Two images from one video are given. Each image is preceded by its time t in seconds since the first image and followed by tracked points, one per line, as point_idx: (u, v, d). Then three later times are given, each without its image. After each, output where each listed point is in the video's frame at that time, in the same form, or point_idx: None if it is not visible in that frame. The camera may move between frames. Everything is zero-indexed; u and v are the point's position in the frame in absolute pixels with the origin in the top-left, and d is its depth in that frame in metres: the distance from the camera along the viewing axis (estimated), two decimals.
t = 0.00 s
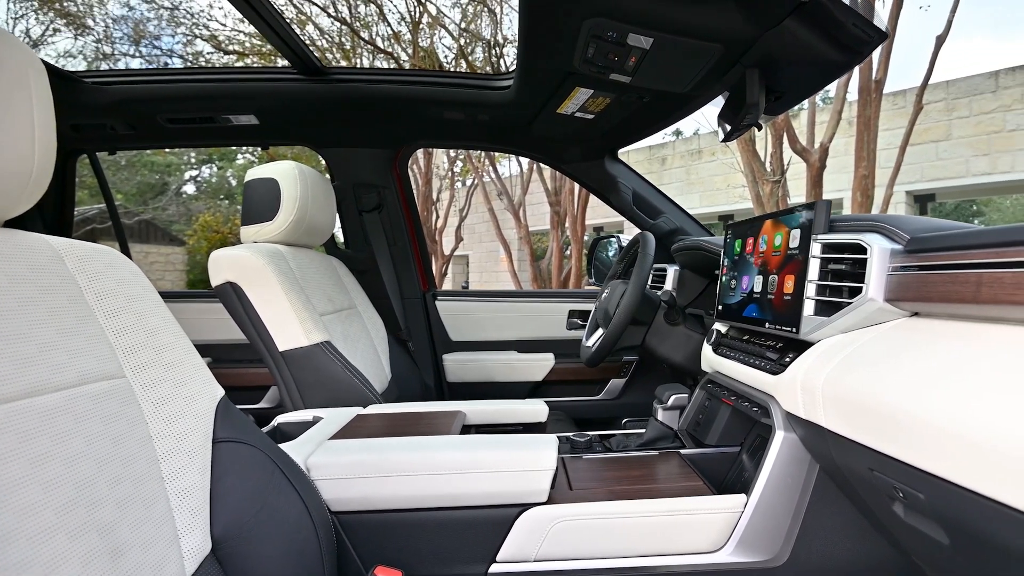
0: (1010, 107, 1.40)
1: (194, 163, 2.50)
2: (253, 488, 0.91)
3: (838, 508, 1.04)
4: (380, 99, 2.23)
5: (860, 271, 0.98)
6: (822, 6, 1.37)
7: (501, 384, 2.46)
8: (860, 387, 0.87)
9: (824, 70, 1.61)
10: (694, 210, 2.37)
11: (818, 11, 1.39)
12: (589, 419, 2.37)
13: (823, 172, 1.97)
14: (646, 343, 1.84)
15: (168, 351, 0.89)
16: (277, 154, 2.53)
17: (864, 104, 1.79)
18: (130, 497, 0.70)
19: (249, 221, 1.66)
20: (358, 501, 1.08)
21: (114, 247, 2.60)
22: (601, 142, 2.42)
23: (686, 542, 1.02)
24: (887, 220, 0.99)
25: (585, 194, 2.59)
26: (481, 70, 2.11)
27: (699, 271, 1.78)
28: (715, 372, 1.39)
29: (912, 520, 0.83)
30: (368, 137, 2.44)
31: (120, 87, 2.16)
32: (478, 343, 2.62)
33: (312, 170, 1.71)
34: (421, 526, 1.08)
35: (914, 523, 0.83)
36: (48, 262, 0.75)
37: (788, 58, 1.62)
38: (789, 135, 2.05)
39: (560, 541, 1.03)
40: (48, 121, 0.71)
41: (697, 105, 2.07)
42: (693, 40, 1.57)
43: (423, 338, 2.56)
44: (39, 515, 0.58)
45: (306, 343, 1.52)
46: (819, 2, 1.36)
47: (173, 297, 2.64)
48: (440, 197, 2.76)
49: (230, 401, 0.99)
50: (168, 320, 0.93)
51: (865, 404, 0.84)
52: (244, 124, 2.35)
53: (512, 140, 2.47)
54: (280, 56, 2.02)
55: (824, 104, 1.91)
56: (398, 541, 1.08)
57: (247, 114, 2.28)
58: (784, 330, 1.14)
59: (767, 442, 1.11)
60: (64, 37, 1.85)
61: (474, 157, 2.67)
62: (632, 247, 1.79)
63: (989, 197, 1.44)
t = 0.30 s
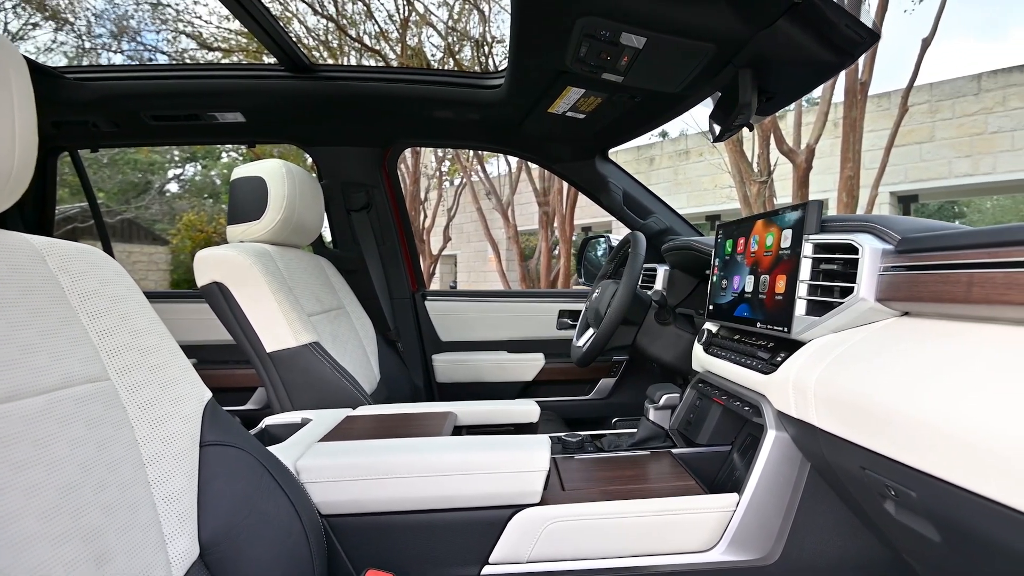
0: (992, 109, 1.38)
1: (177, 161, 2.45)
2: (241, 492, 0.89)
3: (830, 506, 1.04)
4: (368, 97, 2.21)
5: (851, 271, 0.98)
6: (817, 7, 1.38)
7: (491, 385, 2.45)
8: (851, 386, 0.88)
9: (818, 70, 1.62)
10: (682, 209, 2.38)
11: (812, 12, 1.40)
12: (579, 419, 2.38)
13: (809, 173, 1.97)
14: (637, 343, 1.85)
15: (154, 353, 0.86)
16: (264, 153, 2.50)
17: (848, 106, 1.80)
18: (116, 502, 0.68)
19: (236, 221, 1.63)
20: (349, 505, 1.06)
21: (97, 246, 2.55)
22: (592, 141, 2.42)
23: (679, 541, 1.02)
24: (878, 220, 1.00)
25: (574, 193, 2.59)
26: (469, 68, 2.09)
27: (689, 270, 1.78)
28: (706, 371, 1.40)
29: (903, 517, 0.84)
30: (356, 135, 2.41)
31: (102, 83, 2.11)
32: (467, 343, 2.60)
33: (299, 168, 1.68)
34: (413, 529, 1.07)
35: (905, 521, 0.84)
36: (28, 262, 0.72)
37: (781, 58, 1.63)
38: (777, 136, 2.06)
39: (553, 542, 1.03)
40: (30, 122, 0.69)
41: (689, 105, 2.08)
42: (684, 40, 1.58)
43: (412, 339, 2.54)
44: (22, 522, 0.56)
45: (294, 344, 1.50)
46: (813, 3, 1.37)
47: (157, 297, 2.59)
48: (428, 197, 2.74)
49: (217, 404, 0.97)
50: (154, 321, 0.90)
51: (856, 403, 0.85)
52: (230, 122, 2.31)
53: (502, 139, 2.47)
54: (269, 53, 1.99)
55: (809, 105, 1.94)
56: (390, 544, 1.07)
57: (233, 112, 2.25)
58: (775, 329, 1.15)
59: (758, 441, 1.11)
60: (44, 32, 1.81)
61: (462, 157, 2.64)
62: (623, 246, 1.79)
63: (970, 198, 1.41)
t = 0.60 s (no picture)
0: (975, 111, 1.37)
1: (160, 159, 2.41)
2: (230, 495, 0.87)
3: (822, 505, 1.05)
4: (355, 95, 2.19)
5: (843, 271, 0.99)
6: (808, 8, 1.40)
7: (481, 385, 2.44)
8: (843, 385, 0.88)
9: (809, 72, 1.65)
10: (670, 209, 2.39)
11: (804, 12, 1.42)
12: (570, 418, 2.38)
13: (796, 173, 1.97)
14: (628, 343, 1.82)
15: (140, 354, 0.84)
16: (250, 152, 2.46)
17: (835, 107, 1.81)
18: (103, 507, 0.66)
19: (223, 220, 1.61)
20: (341, 507, 1.05)
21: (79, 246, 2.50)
22: (582, 140, 2.42)
23: (673, 541, 1.02)
24: (868, 221, 1.01)
25: (563, 192, 2.59)
26: (457, 66, 2.12)
27: (679, 270, 1.79)
28: (697, 371, 1.41)
29: (895, 515, 0.84)
30: (345, 134, 2.39)
31: (85, 79, 2.07)
32: (457, 343, 2.59)
33: (287, 167, 1.66)
34: (406, 531, 1.06)
35: (897, 518, 0.85)
36: (11, 260, 0.70)
37: (771, 62, 1.66)
38: (764, 137, 2.08)
39: (547, 543, 1.03)
40: (13, 122, 0.71)
41: (680, 104, 2.09)
42: (676, 40, 1.58)
43: (401, 339, 2.52)
44: (6, 528, 0.55)
45: (282, 345, 1.47)
46: (805, 4, 1.39)
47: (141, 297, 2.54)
48: (416, 196, 2.71)
49: (205, 406, 0.95)
50: (140, 322, 0.88)
51: (849, 401, 0.86)
52: (216, 119, 2.28)
53: (491, 139, 2.46)
54: (256, 50, 1.97)
55: (797, 107, 1.98)
56: (382, 547, 1.06)
57: (219, 109, 2.22)
58: (767, 329, 1.15)
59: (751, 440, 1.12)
60: (23, 27, 1.76)
61: (450, 156, 2.62)
62: (615, 246, 1.79)
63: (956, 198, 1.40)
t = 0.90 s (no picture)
0: (959, 112, 1.39)
1: (143, 157, 2.37)
2: (221, 499, 0.85)
3: (814, 503, 1.06)
4: (343, 94, 2.17)
5: (833, 271, 1.00)
6: (797, 11, 1.42)
7: (471, 385, 2.43)
8: (835, 384, 0.89)
9: (790, 73, 1.67)
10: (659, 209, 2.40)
11: (793, 16, 1.45)
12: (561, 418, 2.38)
13: (784, 174, 1.96)
14: (620, 341, 1.85)
15: (127, 355, 0.82)
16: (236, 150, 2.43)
17: (822, 109, 1.82)
18: (90, 512, 0.65)
19: (209, 219, 1.58)
20: (332, 510, 1.04)
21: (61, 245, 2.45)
22: (573, 140, 2.42)
23: (667, 540, 1.02)
24: (857, 221, 1.01)
25: (552, 190, 2.59)
26: (445, 66, 2.09)
27: (670, 270, 1.80)
28: (689, 370, 1.41)
29: (887, 513, 0.85)
30: (333, 133, 2.37)
31: (66, 77, 2.04)
32: (447, 343, 2.58)
33: (275, 166, 1.63)
34: (399, 534, 1.05)
35: (889, 516, 0.85)
36: None
37: (761, 63, 1.67)
38: (751, 138, 2.06)
39: (541, 544, 1.02)
40: None
41: (671, 106, 2.09)
42: (667, 41, 1.59)
43: (391, 339, 2.50)
44: None
45: (271, 345, 1.44)
46: (794, 8, 1.42)
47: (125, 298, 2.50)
48: (404, 195, 2.69)
49: (194, 408, 0.93)
50: (127, 323, 0.86)
51: (840, 400, 0.86)
52: (203, 118, 2.24)
53: (482, 138, 2.45)
54: (241, 47, 1.94)
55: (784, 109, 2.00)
56: (374, 550, 1.05)
57: (206, 108, 2.18)
58: (758, 328, 1.16)
59: (743, 439, 1.13)
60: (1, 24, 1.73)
61: (438, 154, 2.59)
62: (606, 246, 1.79)
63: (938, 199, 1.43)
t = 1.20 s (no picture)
0: (943, 115, 1.41)
1: (124, 155, 2.33)
2: (212, 502, 0.84)
3: (807, 501, 1.07)
4: (330, 92, 2.14)
5: (824, 271, 1.01)
6: (787, 17, 1.45)
7: (462, 385, 2.42)
8: (827, 382, 0.90)
9: (781, 76, 1.70)
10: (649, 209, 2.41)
11: (783, 20, 1.46)
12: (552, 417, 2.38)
13: (771, 175, 1.99)
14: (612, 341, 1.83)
15: (117, 356, 0.81)
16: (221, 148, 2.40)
17: (809, 110, 1.83)
18: (79, 517, 0.64)
19: (196, 218, 1.55)
20: (324, 512, 1.02)
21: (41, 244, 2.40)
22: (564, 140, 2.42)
23: (662, 539, 1.02)
24: (848, 222, 1.02)
25: (541, 190, 2.59)
26: (433, 65, 2.07)
27: (661, 270, 1.81)
28: (681, 370, 1.42)
29: (879, 510, 0.86)
30: (322, 132, 2.35)
31: (46, 74, 1.99)
32: (437, 343, 2.57)
33: (263, 165, 1.61)
34: (392, 536, 1.03)
35: (881, 513, 0.86)
36: None
37: (752, 67, 1.72)
38: (740, 139, 2.08)
39: (536, 545, 1.02)
40: None
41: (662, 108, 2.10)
42: (658, 43, 1.59)
43: (381, 340, 2.48)
44: None
45: (260, 346, 1.42)
46: (784, 13, 1.45)
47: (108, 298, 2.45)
48: (391, 194, 2.66)
49: (185, 409, 0.91)
50: (116, 323, 0.84)
51: (833, 399, 0.87)
52: (191, 116, 2.21)
53: (471, 138, 2.44)
54: (225, 44, 1.91)
55: (772, 109, 1.99)
56: (367, 552, 1.03)
57: (193, 106, 2.15)
58: (750, 328, 1.17)
59: (736, 438, 1.13)
60: None
61: (426, 153, 2.58)
62: (597, 246, 1.80)
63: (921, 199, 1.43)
